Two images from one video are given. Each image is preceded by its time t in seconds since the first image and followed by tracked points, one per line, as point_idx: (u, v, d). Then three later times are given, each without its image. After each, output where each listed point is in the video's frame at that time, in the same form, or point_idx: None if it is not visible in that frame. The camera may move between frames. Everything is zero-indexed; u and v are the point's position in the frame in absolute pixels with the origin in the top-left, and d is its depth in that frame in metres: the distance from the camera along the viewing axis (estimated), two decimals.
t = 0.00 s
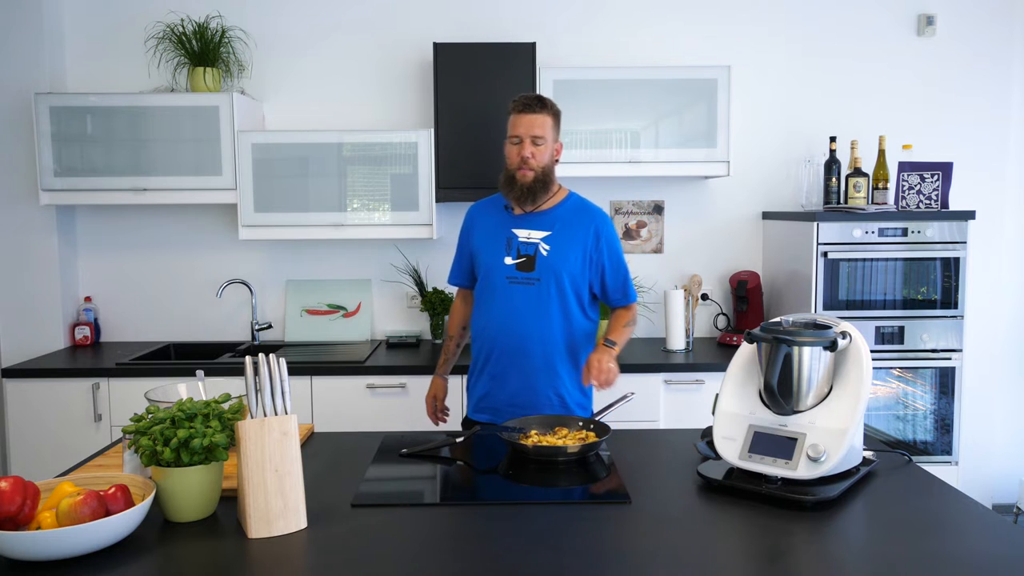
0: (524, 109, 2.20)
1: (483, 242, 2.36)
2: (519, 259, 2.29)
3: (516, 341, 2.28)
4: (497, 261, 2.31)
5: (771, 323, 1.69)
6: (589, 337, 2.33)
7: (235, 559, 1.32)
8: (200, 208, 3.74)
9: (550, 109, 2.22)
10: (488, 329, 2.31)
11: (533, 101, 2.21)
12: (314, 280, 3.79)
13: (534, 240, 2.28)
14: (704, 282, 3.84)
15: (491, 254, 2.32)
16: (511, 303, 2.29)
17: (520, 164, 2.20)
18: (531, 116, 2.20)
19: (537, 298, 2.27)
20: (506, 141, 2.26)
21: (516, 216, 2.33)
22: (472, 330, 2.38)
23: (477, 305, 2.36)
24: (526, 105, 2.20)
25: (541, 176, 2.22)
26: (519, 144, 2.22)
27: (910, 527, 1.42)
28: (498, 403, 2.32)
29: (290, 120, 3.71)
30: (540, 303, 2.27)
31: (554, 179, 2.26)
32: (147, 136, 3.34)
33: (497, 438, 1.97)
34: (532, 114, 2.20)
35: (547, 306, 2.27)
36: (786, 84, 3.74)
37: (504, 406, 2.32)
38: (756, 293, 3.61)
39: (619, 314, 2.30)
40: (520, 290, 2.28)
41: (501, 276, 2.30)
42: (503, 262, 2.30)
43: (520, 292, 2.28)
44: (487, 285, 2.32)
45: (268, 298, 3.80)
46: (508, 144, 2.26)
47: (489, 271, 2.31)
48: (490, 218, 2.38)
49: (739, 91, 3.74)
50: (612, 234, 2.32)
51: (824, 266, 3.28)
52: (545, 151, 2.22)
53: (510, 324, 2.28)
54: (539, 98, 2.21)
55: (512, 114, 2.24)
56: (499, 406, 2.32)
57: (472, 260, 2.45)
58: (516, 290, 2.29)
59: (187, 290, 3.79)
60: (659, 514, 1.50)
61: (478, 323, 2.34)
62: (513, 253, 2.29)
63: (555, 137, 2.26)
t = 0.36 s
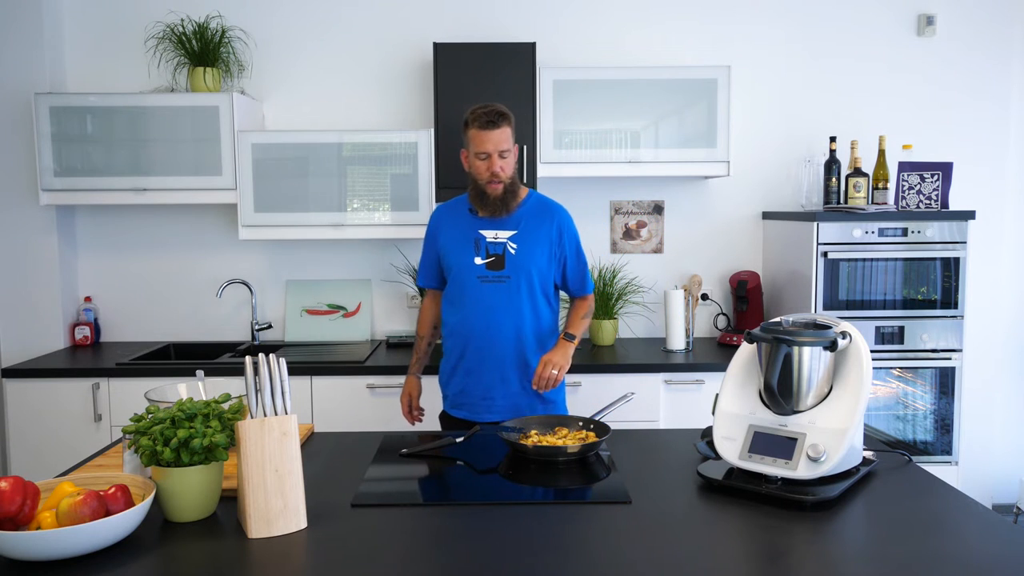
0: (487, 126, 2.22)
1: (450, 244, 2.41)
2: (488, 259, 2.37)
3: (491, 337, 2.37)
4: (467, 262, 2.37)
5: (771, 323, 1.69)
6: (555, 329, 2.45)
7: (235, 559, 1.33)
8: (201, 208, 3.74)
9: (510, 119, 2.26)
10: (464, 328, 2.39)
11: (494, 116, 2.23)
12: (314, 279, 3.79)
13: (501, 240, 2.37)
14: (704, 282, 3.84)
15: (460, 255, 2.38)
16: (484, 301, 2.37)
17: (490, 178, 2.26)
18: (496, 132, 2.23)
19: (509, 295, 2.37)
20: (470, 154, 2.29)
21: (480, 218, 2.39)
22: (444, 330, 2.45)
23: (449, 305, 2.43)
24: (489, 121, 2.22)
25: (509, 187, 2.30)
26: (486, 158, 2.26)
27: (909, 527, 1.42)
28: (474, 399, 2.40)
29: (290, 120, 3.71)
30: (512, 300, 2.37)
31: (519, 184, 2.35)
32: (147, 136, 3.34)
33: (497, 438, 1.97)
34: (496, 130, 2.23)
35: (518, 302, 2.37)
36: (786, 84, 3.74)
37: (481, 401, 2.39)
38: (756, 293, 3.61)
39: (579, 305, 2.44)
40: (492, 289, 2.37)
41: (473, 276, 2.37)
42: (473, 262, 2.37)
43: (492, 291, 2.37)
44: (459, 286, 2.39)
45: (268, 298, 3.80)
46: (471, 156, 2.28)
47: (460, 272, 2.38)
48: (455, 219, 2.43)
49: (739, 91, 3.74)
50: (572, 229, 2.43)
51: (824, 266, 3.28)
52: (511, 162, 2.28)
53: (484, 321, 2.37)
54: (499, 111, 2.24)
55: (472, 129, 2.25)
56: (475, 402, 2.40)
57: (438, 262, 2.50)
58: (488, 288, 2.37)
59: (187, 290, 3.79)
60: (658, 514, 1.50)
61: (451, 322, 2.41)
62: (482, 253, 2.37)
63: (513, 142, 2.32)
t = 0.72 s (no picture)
0: (474, 122, 2.22)
1: (441, 243, 2.41)
2: (481, 257, 2.37)
3: (489, 333, 2.38)
4: (460, 260, 2.37)
5: (771, 323, 1.69)
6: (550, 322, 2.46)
7: (235, 559, 1.32)
8: (201, 208, 3.74)
9: (495, 116, 2.26)
10: (460, 325, 2.39)
11: (481, 112, 2.23)
12: (314, 279, 3.79)
13: (493, 237, 2.37)
14: (704, 282, 3.84)
15: (452, 254, 2.38)
16: (480, 299, 2.37)
17: (480, 173, 2.24)
18: (483, 127, 2.23)
19: (504, 291, 2.37)
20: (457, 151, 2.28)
21: (470, 217, 2.39)
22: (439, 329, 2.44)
23: (443, 304, 2.43)
24: (475, 117, 2.22)
25: (500, 182, 2.29)
26: (474, 155, 2.25)
27: (910, 527, 1.42)
28: (475, 396, 2.40)
29: (290, 119, 3.71)
30: (508, 296, 2.37)
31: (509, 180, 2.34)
32: (147, 136, 3.34)
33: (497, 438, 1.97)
34: (483, 126, 2.23)
35: (514, 297, 2.38)
36: (786, 83, 3.74)
37: (482, 398, 2.39)
38: (756, 293, 3.61)
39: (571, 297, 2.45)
40: (487, 286, 2.37)
41: (467, 275, 2.37)
42: (466, 261, 2.37)
43: (487, 287, 2.37)
44: (454, 284, 2.39)
45: (268, 298, 3.80)
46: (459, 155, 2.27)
47: (454, 271, 2.38)
48: (444, 219, 2.43)
49: (739, 91, 3.74)
50: (561, 223, 2.45)
51: (824, 266, 3.28)
52: (500, 158, 2.27)
53: (482, 319, 2.37)
54: (484, 108, 2.24)
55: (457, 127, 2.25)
56: (477, 398, 2.40)
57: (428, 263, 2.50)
58: (483, 286, 2.37)
59: (187, 290, 3.79)
60: (658, 514, 1.50)
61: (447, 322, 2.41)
62: (474, 251, 2.37)
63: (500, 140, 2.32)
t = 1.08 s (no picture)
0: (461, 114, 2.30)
1: (439, 243, 2.42)
2: (480, 253, 2.38)
3: (492, 330, 2.37)
4: (459, 258, 2.38)
5: (771, 323, 1.69)
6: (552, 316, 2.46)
7: (235, 560, 1.32)
8: (201, 208, 3.74)
9: (484, 110, 2.34)
10: (462, 323, 2.39)
11: (468, 104, 2.31)
12: (314, 279, 3.79)
13: (491, 233, 2.38)
14: (704, 282, 3.84)
15: (451, 252, 2.39)
16: (481, 295, 2.37)
17: (469, 163, 2.28)
18: (470, 118, 2.30)
19: (504, 286, 2.37)
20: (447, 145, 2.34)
21: (466, 215, 2.41)
22: (441, 329, 2.44)
23: (444, 303, 2.43)
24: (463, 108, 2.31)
25: (489, 174, 2.31)
26: (463, 145, 2.30)
27: (909, 527, 1.42)
28: (481, 393, 2.39)
29: (290, 120, 3.70)
30: (508, 291, 2.37)
31: (500, 176, 2.36)
32: (147, 136, 3.34)
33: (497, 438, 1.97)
34: (470, 116, 2.30)
35: (515, 292, 2.38)
36: (786, 83, 3.74)
37: (488, 395, 2.39)
38: (756, 293, 3.61)
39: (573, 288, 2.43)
40: (487, 281, 2.37)
41: (467, 272, 2.38)
42: (465, 257, 2.38)
43: (488, 283, 2.37)
44: (454, 282, 2.40)
45: (268, 298, 3.80)
46: (450, 147, 2.33)
47: (453, 268, 2.39)
48: (440, 219, 2.44)
49: (739, 91, 3.74)
50: (559, 216, 2.44)
51: (824, 266, 3.28)
52: (489, 149, 2.31)
53: (484, 315, 2.37)
54: (473, 102, 2.32)
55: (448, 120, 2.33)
56: (483, 395, 2.39)
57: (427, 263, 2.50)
58: (483, 282, 2.37)
59: (187, 290, 3.79)
60: (658, 514, 1.50)
61: (449, 320, 2.41)
62: (473, 248, 2.38)
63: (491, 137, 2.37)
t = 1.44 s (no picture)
0: (463, 113, 2.31)
1: (449, 247, 2.42)
2: (488, 259, 2.37)
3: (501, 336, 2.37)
4: (468, 263, 2.38)
5: (771, 323, 1.69)
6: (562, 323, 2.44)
7: (235, 560, 1.32)
8: (200, 208, 3.74)
9: (485, 108, 2.34)
10: (471, 329, 2.39)
11: (469, 104, 2.32)
12: (314, 279, 3.79)
13: (500, 238, 2.37)
14: (704, 282, 3.84)
15: (460, 257, 2.38)
16: (490, 302, 2.37)
17: (473, 162, 2.29)
18: (472, 116, 2.30)
19: (514, 293, 2.36)
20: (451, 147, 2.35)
21: (476, 219, 2.40)
22: (451, 334, 2.44)
23: (453, 307, 2.44)
24: (464, 107, 2.31)
25: (495, 172, 2.31)
26: (467, 144, 2.31)
27: (909, 527, 1.42)
28: (490, 400, 2.39)
29: (290, 120, 3.71)
30: (518, 298, 2.37)
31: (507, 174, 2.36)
32: (147, 136, 3.34)
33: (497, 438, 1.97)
34: (471, 116, 2.31)
35: (524, 299, 2.37)
36: (786, 83, 3.74)
37: (496, 402, 2.39)
38: (756, 293, 3.61)
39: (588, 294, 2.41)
40: (496, 287, 2.36)
41: (476, 278, 2.37)
42: (474, 263, 2.37)
43: (496, 290, 2.37)
44: (463, 288, 2.39)
45: (268, 298, 3.80)
46: (454, 148, 2.34)
47: (463, 274, 2.38)
48: (451, 223, 2.43)
49: (740, 91, 3.74)
50: (571, 222, 2.43)
51: (824, 266, 3.28)
52: (492, 147, 2.32)
53: (493, 321, 2.37)
54: (474, 100, 2.33)
55: (450, 121, 2.34)
56: (492, 401, 2.39)
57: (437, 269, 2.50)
58: (492, 289, 2.37)
59: (187, 290, 3.79)
60: (657, 514, 1.50)
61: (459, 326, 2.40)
62: (481, 253, 2.37)
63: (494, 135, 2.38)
